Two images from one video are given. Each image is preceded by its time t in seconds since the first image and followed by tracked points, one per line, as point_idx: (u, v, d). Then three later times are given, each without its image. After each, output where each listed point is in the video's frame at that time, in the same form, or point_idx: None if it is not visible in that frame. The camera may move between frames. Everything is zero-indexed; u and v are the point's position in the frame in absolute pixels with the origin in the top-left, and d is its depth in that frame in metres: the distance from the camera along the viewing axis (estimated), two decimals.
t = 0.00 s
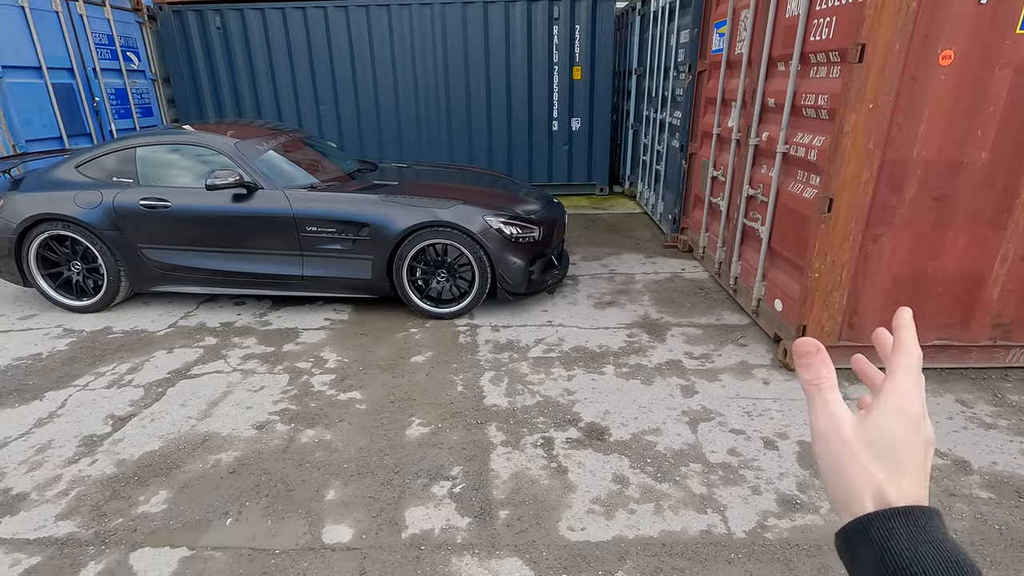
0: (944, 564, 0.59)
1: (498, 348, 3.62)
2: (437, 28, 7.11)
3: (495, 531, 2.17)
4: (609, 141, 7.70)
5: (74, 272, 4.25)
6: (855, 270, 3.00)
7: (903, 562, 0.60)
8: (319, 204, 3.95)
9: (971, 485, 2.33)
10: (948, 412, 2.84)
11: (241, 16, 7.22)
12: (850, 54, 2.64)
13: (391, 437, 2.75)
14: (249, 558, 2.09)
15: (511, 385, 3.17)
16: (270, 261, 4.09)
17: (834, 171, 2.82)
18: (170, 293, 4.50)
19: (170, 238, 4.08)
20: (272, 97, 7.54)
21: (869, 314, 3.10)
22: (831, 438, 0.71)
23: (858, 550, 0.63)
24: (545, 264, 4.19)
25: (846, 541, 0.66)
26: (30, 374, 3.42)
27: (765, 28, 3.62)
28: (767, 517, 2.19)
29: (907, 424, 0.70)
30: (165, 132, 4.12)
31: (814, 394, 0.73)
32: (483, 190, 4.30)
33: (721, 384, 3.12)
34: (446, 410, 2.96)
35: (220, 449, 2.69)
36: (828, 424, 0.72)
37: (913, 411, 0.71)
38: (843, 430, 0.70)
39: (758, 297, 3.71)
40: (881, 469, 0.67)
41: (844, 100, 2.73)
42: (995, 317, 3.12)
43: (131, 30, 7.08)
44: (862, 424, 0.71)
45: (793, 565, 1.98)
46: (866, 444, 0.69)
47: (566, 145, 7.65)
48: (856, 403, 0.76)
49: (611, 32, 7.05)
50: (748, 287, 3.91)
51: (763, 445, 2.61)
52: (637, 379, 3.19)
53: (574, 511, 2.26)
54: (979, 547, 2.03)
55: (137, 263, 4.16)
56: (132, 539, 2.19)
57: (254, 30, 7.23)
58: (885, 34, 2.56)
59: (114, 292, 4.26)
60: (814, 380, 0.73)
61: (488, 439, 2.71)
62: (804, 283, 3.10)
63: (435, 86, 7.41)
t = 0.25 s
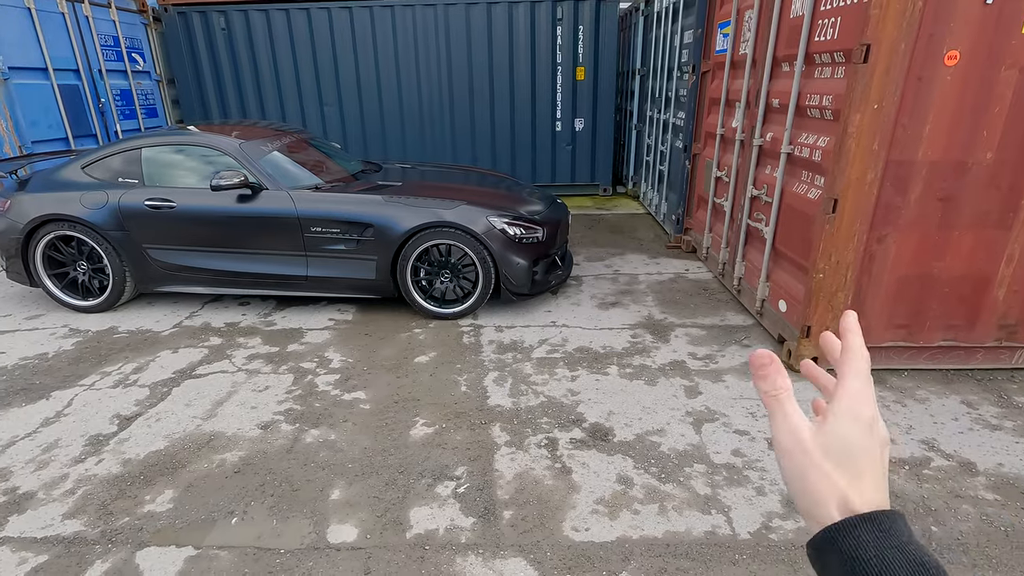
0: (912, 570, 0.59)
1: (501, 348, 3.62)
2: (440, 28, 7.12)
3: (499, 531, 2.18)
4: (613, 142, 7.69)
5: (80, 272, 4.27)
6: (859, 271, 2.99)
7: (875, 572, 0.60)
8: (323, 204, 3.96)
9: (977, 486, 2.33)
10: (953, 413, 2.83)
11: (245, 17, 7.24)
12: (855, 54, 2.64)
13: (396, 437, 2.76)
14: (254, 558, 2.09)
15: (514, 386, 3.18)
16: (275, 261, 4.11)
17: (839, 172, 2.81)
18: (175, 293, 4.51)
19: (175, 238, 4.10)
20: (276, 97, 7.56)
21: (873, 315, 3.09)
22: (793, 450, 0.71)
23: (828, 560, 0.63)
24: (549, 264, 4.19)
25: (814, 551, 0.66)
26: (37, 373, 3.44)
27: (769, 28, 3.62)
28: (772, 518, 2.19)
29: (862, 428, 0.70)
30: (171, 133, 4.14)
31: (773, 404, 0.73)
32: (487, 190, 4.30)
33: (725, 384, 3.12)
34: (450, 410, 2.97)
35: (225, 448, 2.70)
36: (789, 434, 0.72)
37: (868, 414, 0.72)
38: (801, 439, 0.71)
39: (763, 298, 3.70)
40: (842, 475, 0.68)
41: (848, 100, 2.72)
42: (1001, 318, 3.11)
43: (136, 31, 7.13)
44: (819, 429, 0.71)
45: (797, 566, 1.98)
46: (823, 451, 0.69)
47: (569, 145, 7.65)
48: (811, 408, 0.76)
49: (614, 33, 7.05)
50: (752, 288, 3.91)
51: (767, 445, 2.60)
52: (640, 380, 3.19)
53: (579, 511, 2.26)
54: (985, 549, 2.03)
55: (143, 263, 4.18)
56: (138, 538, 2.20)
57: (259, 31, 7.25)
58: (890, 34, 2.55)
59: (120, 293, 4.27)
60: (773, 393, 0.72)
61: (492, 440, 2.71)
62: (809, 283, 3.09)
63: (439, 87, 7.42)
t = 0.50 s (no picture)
0: None
1: (504, 349, 3.62)
2: (443, 29, 7.13)
3: (502, 532, 2.17)
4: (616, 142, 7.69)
5: (83, 272, 4.28)
6: (864, 272, 2.98)
7: None
8: (326, 205, 3.96)
9: (982, 489, 2.31)
10: (958, 415, 2.82)
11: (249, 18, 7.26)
12: (859, 54, 2.63)
13: (398, 438, 2.76)
14: (256, 559, 2.09)
15: (517, 387, 3.17)
16: (278, 262, 4.11)
17: (843, 172, 2.80)
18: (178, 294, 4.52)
19: (178, 239, 4.11)
20: (279, 98, 7.57)
21: (878, 316, 3.08)
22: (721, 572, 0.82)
23: None
24: (552, 265, 4.19)
25: None
26: (41, 374, 3.45)
27: (773, 28, 3.61)
28: (775, 520, 2.18)
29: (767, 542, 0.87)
30: (175, 135, 4.15)
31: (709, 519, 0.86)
32: (489, 191, 4.30)
33: (728, 386, 3.11)
34: (452, 411, 2.96)
35: (227, 449, 2.71)
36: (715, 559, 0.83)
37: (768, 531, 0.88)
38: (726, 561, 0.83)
39: (766, 299, 3.69)
40: None
41: (852, 101, 2.71)
42: (1007, 320, 3.09)
43: (140, 33, 7.16)
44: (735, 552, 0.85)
45: (801, 569, 1.97)
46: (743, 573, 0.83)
47: (572, 146, 7.65)
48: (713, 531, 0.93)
49: (617, 33, 7.05)
50: (756, 289, 3.89)
51: (771, 447, 2.59)
52: (643, 381, 3.18)
53: (582, 512, 2.25)
54: (990, 552, 2.01)
55: (146, 264, 4.19)
56: (141, 539, 2.20)
57: (262, 32, 7.27)
58: (894, 34, 2.54)
59: (123, 293, 4.28)
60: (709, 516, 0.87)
61: (495, 441, 2.71)
62: (812, 284, 3.08)
63: (442, 88, 7.42)
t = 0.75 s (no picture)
0: None
1: (506, 351, 3.61)
2: (446, 30, 7.13)
3: (503, 537, 2.16)
4: (619, 143, 7.67)
5: (87, 274, 4.29)
6: (868, 274, 2.96)
7: None
8: (329, 206, 3.96)
9: (989, 495, 2.29)
10: (964, 419, 2.79)
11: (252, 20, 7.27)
12: (864, 55, 2.61)
13: (399, 440, 2.75)
14: (257, 562, 2.09)
15: (519, 389, 3.16)
16: (280, 263, 4.11)
17: (847, 174, 2.78)
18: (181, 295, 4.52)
19: (181, 240, 4.11)
20: (282, 99, 7.58)
21: (883, 319, 3.06)
22: None
23: None
24: (554, 267, 4.17)
25: None
26: (43, 375, 3.45)
27: (776, 29, 3.59)
28: (779, 526, 2.16)
29: None
30: (177, 136, 4.15)
31: None
32: (492, 193, 4.29)
33: (732, 389, 3.09)
34: (454, 414, 2.95)
35: (229, 452, 2.70)
36: None
37: None
38: None
39: (770, 301, 3.66)
40: None
41: (857, 102, 2.69)
42: (1014, 322, 3.06)
43: (145, 34, 7.18)
44: None
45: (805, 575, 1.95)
46: None
47: (575, 147, 7.63)
48: None
49: (620, 34, 7.03)
50: (759, 291, 3.87)
51: (774, 451, 2.57)
52: (646, 384, 3.16)
53: (583, 517, 2.24)
54: (998, 559, 1.99)
55: (149, 265, 4.19)
56: (141, 541, 2.20)
57: (265, 34, 7.28)
58: (900, 35, 2.52)
59: (126, 294, 4.29)
60: None
61: (497, 444, 2.69)
62: (817, 287, 3.06)
63: (444, 89, 7.42)
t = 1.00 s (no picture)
0: None
1: (507, 352, 3.60)
2: (448, 31, 7.12)
3: (504, 538, 2.15)
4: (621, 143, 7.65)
5: (89, 274, 4.30)
6: (872, 275, 2.94)
7: None
8: (330, 207, 3.96)
9: (994, 497, 2.27)
10: (969, 421, 2.77)
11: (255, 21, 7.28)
12: (868, 54, 2.60)
13: (400, 441, 2.74)
14: (256, 563, 2.08)
15: (521, 390, 3.15)
16: (282, 264, 4.11)
17: (851, 174, 2.76)
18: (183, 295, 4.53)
19: (183, 240, 4.11)
20: (285, 100, 7.59)
21: (887, 320, 3.04)
22: None
23: None
24: (556, 267, 4.16)
25: None
26: (45, 375, 3.46)
27: (780, 28, 3.57)
28: (782, 528, 2.14)
29: None
30: (180, 136, 4.16)
31: None
32: (493, 193, 4.28)
33: (734, 390, 3.07)
34: (455, 414, 2.94)
35: (230, 452, 2.70)
36: None
37: None
38: None
39: (772, 302, 3.65)
40: None
41: (861, 101, 2.67)
42: (1019, 324, 3.04)
43: (148, 35, 7.20)
44: None
45: None
46: None
47: (577, 147, 7.62)
48: None
49: (623, 34, 7.02)
50: (762, 292, 3.85)
51: (777, 453, 2.55)
52: (648, 385, 3.14)
53: (585, 518, 2.23)
54: (1003, 562, 1.97)
55: (151, 265, 4.20)
56: (141, 542, 2.19)
57: (268, 34, 7.29)
58: (904, 34, 2.51)
59: (128, 294, 4.29)
60: None
61: (498, 445, 2.68)
62: (820, 288, 3.04)
63: (447, 89, 7.41)
